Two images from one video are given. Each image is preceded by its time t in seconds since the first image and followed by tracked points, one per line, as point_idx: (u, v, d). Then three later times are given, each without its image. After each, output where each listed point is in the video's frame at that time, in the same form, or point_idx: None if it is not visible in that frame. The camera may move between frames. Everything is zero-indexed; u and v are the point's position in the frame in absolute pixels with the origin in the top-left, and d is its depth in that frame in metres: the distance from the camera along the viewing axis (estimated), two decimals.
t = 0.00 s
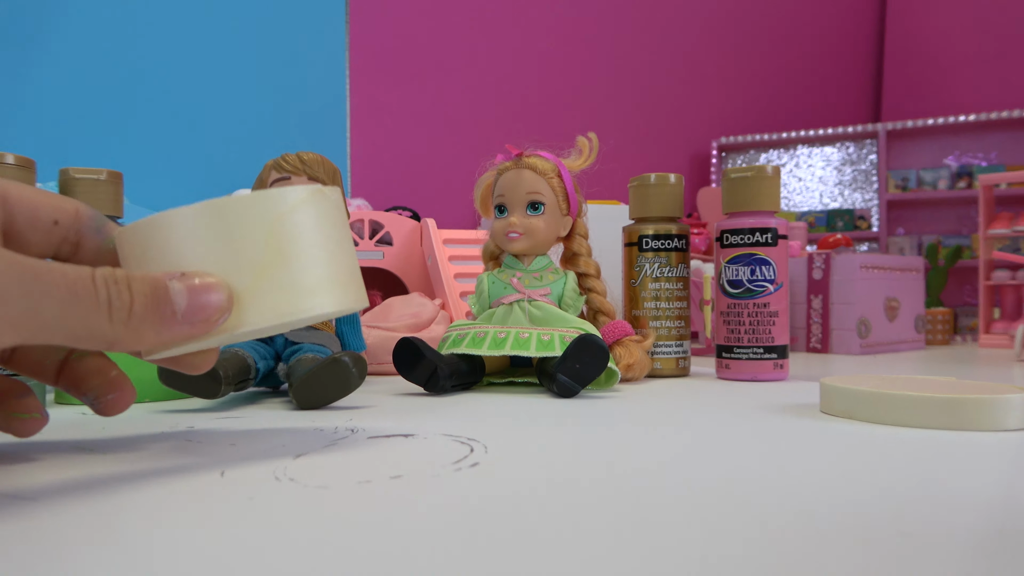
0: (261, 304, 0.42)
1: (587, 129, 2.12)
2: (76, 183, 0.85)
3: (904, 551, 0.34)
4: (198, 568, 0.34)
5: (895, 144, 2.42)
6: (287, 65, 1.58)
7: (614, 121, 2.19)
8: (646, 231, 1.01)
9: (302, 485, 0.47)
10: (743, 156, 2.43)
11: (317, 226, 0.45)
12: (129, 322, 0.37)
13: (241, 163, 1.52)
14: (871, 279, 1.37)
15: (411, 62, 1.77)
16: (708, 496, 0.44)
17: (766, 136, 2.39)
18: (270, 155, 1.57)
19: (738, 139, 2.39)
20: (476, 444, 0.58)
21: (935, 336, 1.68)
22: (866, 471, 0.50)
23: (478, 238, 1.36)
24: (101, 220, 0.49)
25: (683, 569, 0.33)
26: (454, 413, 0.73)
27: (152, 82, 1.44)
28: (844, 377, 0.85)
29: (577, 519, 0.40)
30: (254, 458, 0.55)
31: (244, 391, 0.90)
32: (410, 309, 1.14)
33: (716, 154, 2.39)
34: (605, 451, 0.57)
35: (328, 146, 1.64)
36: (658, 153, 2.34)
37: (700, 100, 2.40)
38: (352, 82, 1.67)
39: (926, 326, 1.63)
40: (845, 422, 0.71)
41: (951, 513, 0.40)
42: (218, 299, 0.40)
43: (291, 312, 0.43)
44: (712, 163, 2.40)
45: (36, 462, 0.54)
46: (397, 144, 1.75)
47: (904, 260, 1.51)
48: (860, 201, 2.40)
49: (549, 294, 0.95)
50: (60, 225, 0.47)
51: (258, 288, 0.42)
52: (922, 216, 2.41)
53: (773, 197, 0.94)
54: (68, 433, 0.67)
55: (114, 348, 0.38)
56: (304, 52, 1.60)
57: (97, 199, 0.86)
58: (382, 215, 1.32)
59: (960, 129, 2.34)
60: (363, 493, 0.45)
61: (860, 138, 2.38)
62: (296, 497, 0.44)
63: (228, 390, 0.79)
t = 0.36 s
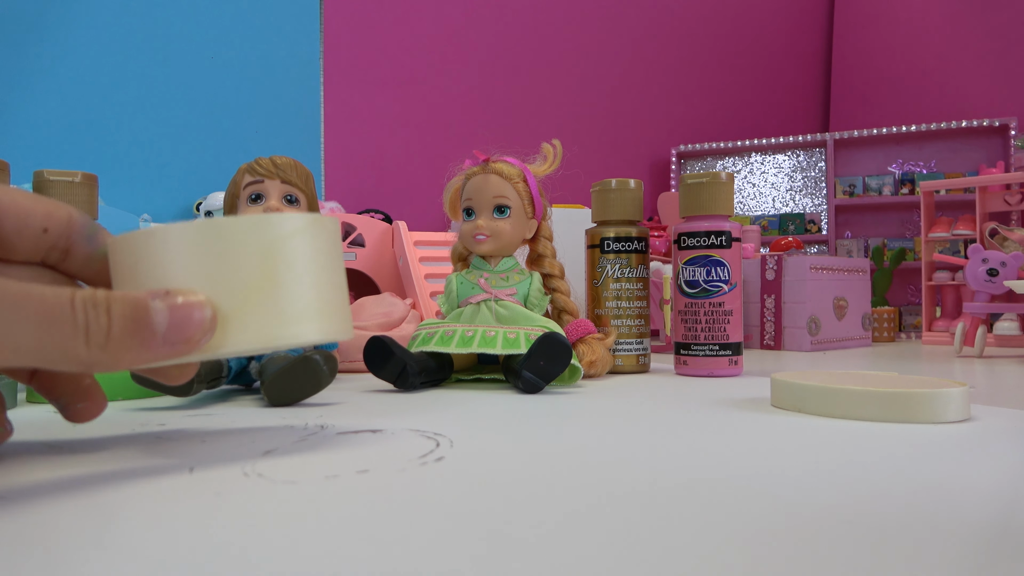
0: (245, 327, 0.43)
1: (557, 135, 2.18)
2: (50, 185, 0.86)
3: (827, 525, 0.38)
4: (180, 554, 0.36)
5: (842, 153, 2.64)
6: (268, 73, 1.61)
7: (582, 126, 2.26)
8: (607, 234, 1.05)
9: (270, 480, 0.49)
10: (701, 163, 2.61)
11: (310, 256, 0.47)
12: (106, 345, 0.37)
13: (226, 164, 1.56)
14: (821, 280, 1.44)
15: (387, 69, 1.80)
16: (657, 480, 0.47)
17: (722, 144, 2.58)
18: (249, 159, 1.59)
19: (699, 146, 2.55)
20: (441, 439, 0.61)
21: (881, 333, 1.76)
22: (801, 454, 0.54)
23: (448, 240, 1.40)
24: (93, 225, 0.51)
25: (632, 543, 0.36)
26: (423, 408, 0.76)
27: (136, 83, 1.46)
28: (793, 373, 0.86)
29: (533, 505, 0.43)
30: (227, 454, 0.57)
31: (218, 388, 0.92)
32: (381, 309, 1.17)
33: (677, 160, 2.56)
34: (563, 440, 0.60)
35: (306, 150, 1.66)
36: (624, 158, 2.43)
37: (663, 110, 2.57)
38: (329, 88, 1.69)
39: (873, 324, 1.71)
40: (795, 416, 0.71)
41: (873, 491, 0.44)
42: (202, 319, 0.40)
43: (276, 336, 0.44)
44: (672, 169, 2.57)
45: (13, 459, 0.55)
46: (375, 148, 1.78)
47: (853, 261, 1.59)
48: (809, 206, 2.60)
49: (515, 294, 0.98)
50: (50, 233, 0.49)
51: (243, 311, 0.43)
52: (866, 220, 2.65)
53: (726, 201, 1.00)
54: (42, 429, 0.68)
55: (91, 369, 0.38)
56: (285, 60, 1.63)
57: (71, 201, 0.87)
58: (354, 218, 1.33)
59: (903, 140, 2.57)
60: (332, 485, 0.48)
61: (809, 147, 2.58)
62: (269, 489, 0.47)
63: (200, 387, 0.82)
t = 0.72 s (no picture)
0: (244, 327, 0.43)
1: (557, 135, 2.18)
2: (49, 185, 0.86)
3: (829, 525, 0.38)
4: (182, 555, 0.36)
5: (842, 152, 2.64)
6: (268, 74, 1.61)
7: (582, 126, 2.26)
8: (607, 233, 1.05)
9: (270, 480, 0.49)
10: (700, 163, 2.61)
11: (311, 263, 0.47)
12: (103, 345, 0.37)
13: (224, 165, 1.56)
14: (821, 279, 1.44)
15: (387, 68, 1.80)
16: (658, 480, 0.47)
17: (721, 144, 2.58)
18: (249, 159, 1.59)
19: (698, 146, 2.56)
20: (442, 439, 0.61)
21: (880, 333, 1.76)
22: (801, 453, 0.54)
23: (448, 240, 1.40)
24: (92, 229, 0.51)
25: (635, 543, 0.36)
26: (423, 408, 0.76)
27: (135, 83, 1.45)
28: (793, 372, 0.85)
29: (535, 505, 0.43)
30: (227, 454, 0.57)
31: (218, 389, 0.92)
32: (381, 309, 1.17)
33: (677, 160, 2.56)
34: (563, 439, 0.60)
35: (306, 151, 1.66)
36: (623, 158, 2.43)
37: (662, 110, 2.57)
38: (328, 88, 1.69)
39: (872, 323, 1.71)
40: (795, 415, 0.71)
41: (876, 490, 0.44)
42: (200, 316, 0.40)
43: (275, 339, 0.44)
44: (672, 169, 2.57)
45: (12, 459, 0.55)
46: (374, 148, 1.78)
47: (852, 261, 1.59)
48: (809, 206, 2.60)
49: (515, 294, 0.98)
50: (47, 236, 0.49)
51: (242, 313, 0.43)
52: (866, 220, 2.66)
53: (726, 201, 1.00)
54: (41, 429, 0.68)
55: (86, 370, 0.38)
56: (286, 61, 1.63)
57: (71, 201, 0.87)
58: (354, 217, 1.33)
59: (903, 139, 2.57)
60: (333, 485, 0.48)
61: (809, 146, 2.57)
62: (269, 489, 0.47)
63: (200, 388, 0.81)
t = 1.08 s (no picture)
0: (279, 348, 0.49)
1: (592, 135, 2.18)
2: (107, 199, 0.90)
3: (892, 527, 0.37)
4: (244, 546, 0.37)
5: (884, 150, 2.59)
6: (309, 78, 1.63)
7: (617, 126, 2.25)
8: (646, 233, 1.05)
9: (323, 475, 0.50)
10: (738, 161, 2.58)
11: (351, 287, 0.53)
12: (148, 373, 0.41)
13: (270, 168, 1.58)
14: (864, 279, 1.42)
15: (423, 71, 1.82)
16: (710, 480, 0.47)
17: (761, 142, 2.55)
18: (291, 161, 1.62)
19: (736, 145, 2.53)
20: (488, 437, 0.61)
21: (926, 333, 1.72)
22: (855, 454, 0.53)
23: (486, 240, 1.41)
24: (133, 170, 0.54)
25: (693, 543, 0.36)
26: (467, 407, 0.77)
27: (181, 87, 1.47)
28: (839, 373, 0.84)
29: (586, 504, 0.43)
30: (280, 449, 0.58)
31: (265, 387, 0.94)
32: (420, 309, 1.18)
33: (714, 159, 2.54)
34: (610, 439, 0.60)
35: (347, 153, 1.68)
36: (660, 157, 2.41)
37: (699, 109, 2.55)
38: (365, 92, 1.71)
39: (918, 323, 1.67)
40: (844, 416, 0.70)
41: (938, 493, 0.43)
42: (235, 337, 0.45)
43: (308, 359, 0.50)
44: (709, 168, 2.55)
45: (77, 451, 0.57)
46: (412, 150, 1.80)
47: (896, 260, 1.56)
48: (851, 204, 2.56)
49: (554, 294, 0.99)
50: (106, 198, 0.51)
51: (279, 333, 0.49)
52: (910, 218, 2.60)
53: (768, 200, 0.99)
54: (101, 424, 0.70)
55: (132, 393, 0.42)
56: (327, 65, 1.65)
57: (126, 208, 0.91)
58: (393, 218, 1.35)
59: (949, 135, 2.51)
60: (385, 480, 0.49)
61: (850, 143, 2.52)
62: (324, 484, 0.48)
63: (249, 385, 0.83)
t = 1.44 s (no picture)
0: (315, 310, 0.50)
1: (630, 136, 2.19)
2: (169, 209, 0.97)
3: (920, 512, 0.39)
4: (315, 522, 0.41)
5: (927, 149, 2.55)
6: (352, 85, 1.69)
7: (655, 126, 2.26)
8: (685, 234, 1.07)
9: (381, 462, 0.54)
10: (778, 161, 2.56)
11: (382, 249, 0.53)
12: (209, 340, 0.45)
13: (315, 173, 1.64)
14: (906, 279, 1.41)
15: (465, 75, 1.85)
16: (746, 469, 0.49)
17: (801, 141, 2.53)
18: (335, 165, 1.67)
19: (775, 145, 2.51)
20: (533, 429, 0.64)
21: (969, 334, 1.69)
22: (889, 449, 0.55)
23: (527, 241, 1.44)
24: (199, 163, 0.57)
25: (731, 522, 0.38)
26: (511, 402, 0.80)
27: (234, 96, 1.55)
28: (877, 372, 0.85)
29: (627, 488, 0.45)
30: (339, 437, 0.62)
31: (317, 381, 0.98)
32: (463, 308, 1.22)
33: (753, 159, 2.53)
34: (650, 432, 0.63)
35: (389, 156, 1.74)
36: (698, 157, 2.41)
37: (739, 109, 2.53)
38: (409, 97, 1.76)
39: (962, 324, 1.64)
40: (880, 414, 0.71)
41: (971, 484, 0.45)
42: (279, 302, 0.48)
43: (344, 318, 0.51)
44: (748, 168, 2.54)
45: (154, 436, 0.62)
46: (454, 153, 1.84)
47: (940, 259, 1.54)
48: (893, 203, 2.52)
49: (594, 294, 1.01)
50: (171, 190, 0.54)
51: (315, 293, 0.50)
52: (955, 216, 2.54)
53: (808, 201, 1.00)
54: (171, 414, 0.76)
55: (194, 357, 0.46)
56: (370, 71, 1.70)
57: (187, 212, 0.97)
58: (437, 220, 1.40)
59: (995, 132, 2.45)
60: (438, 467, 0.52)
61: (893, 142, 2.49)
62: (383, 470, 0.52)
63: (305, 379, 0.87)
